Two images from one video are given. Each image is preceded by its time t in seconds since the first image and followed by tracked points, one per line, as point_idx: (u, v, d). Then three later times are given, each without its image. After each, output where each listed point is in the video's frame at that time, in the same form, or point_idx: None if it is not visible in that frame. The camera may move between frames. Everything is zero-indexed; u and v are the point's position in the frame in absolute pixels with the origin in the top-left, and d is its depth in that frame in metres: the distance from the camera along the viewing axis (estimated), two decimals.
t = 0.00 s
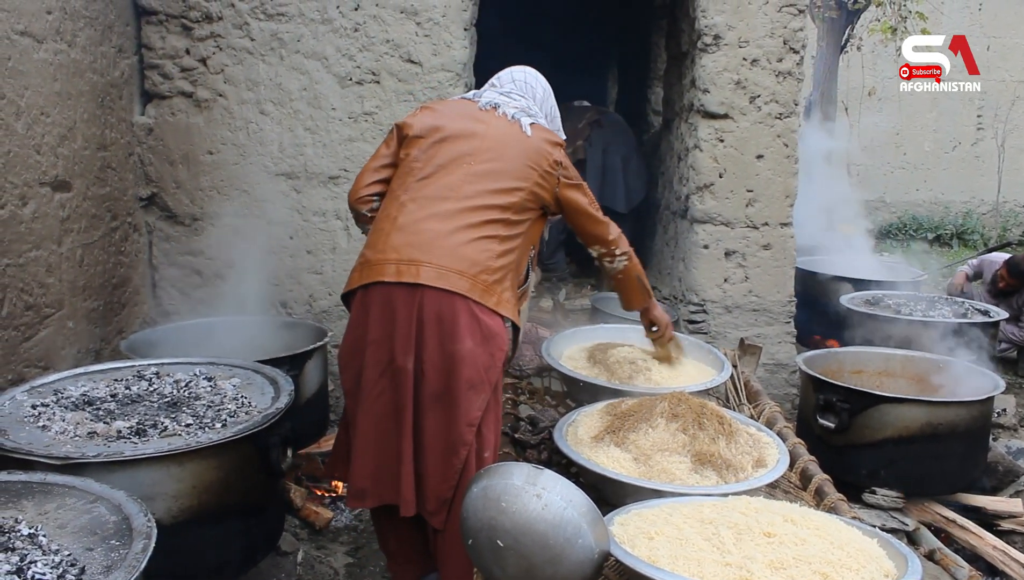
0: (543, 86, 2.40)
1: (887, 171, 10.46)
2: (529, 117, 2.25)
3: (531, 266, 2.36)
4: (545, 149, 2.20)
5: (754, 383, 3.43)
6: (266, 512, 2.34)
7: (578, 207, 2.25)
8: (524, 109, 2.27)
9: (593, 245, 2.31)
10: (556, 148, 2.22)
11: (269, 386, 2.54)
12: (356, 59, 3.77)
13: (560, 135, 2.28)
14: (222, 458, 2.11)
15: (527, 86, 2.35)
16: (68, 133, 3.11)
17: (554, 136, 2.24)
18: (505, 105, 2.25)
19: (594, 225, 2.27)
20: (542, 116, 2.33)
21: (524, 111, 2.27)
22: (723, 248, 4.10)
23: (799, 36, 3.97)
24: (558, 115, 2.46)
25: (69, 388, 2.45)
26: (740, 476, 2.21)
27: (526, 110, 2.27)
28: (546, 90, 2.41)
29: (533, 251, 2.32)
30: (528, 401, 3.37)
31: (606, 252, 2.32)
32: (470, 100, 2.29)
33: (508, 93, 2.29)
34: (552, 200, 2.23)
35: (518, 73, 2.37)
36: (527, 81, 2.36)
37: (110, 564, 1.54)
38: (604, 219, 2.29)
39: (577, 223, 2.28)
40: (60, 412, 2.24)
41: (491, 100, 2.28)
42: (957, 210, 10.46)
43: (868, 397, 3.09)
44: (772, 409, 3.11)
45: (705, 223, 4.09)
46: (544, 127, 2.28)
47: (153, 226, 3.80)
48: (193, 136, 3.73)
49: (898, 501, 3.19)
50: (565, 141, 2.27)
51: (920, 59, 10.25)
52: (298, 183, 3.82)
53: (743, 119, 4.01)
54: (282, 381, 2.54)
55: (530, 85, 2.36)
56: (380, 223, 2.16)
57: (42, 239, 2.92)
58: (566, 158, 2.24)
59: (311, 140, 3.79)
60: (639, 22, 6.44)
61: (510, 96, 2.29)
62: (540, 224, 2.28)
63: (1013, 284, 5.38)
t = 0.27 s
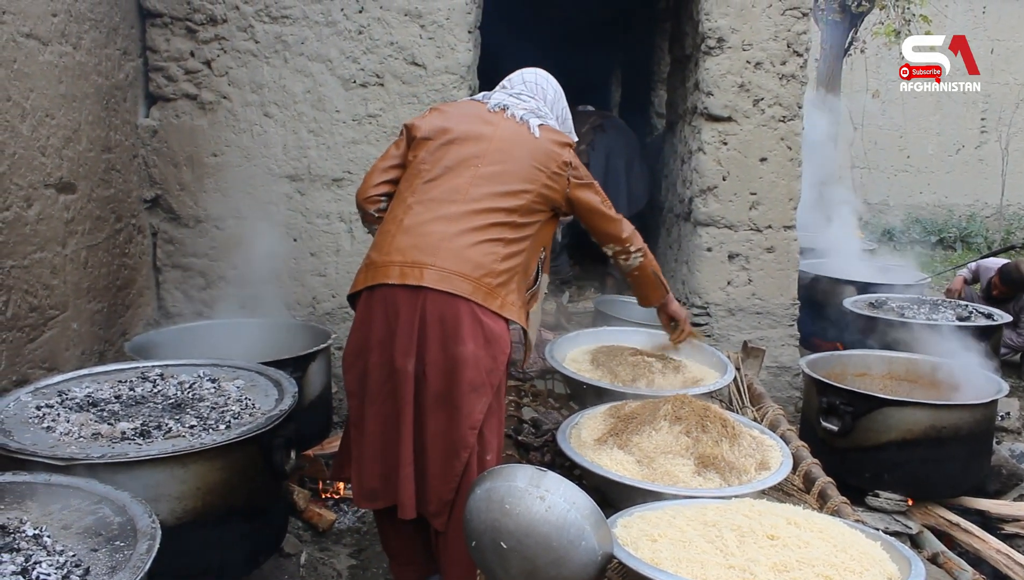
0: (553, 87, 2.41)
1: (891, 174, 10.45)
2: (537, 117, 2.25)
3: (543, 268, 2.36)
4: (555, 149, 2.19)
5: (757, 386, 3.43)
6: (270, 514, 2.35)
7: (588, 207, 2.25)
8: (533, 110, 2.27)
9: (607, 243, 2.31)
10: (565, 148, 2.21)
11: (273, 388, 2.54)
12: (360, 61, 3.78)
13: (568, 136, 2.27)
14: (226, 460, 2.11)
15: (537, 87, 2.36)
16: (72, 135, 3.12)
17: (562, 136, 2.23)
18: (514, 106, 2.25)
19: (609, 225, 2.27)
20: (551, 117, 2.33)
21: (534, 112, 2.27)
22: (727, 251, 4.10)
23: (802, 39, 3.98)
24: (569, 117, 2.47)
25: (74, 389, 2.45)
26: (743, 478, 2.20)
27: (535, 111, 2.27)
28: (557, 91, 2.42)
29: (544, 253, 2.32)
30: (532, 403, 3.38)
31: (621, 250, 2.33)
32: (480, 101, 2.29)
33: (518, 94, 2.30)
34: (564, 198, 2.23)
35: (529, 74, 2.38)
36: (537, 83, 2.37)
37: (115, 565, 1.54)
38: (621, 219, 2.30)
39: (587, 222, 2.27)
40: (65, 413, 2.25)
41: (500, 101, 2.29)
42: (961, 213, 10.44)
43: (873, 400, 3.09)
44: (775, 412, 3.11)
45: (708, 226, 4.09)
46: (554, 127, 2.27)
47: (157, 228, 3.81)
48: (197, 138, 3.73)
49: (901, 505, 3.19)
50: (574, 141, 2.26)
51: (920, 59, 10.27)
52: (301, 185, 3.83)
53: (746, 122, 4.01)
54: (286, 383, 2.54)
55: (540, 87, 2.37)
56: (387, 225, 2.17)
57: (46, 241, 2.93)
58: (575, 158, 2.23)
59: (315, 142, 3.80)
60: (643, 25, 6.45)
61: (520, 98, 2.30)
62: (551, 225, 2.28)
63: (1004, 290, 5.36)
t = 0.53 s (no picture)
0: (561, 85, 2.39)
1: (892, 176, 10.45)
2: (542, 117, 2.24)
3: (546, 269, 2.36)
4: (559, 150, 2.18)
5: (759, 388, 3.43)
6: (272, 516, 2.35)
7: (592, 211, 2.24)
8: (538, 109, 2.27)
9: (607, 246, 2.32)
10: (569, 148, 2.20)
11: (275, 391, 2.54)
12: (362, 64, 3.78)
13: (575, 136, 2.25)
14: (229, 462, 2.11)
15: (543, 85, 2.34)
16: (75, 137, 3.13)
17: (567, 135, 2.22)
18: (519, 107, 2.23)
19: (610, 228, 2.27)
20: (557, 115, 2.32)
21: (539, 112, 2.26)
22: (728, 253, 4.10)
23: (804, 42, 3.99)
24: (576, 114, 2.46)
25: (76, 391, 2.46)
26: (745, 480, 2.20)
27: (540, 111, 2.26)
28: (565, 89, 2.40)
29: (547, 254, 2.32)
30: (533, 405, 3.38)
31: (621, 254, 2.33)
32: (485, 101, 2.28)
33: (525, 93, 2.29)
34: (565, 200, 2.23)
35: (537, 71, 2.36)
36: (544, 80, 2.35)
37: (118, 567, 1.54)
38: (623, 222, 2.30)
39: (591, 224, 2.27)
40: (68, 415, 2.25)
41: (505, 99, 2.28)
42: (963, 215, 10.44)
43: (874, 402, 3.09)
44: (777, 415, 3.11)
45: (710, 228, 4.09)
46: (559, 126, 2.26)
47: (159, 230, 3.82)
48: (199, 140, 3.74)
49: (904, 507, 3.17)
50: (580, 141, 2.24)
51: (920, 59, 10.25)
52: (304, 187, 3.83)
53: (748, 124, 4.01)
54: (288, 385, 2.54)
55: (547, 85, 2.35)
56: (390, 228, 2.18)
57: (49, 243, 2.94)
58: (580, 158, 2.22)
59: (317, 145, 3.81)
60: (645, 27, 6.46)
61: (525, 96, 2.29)
62: (553, 226, 2.28)
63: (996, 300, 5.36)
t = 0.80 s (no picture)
0: (556, 64, 2.38)
1: (891, 176, 10.46)
2: (530, 103, 2.22)
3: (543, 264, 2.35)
4: (550, 142, 2.14)
5: (758, 388, 3.43)
6: (271, 516, 2.35)
7: (586, 205, 2.22)
8: (526, 94, 2.25)
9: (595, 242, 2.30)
10: (560, 139, 2.16)
11: (274, 390, 2.54)
12: (361, 64, 3.78)
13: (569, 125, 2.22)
14: (228, 461, 2.11)
15: (535, 65, 2.34)
16: (74, 137, 3.13)
17: (560, 126, 2.18)
18: (506, 95, 2.22)
19: (600, 223, 2.24)
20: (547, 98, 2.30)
21: (528, 96, 2.25)
22: (727, 253, 4.11)
23: (803, 42, 3.99)
24: (573, 92, 2.44)
25: (75, 391, 2.46)
26: (744, 480, 2.21)
27: (529, 97, 2.24)
28: (560, 68, 2.39)
29: (544, 249, 2.31)
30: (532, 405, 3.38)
31: (610, 253, 2.30)
32: (475, 91, 2.27)
33: (514, 77, 2.29)
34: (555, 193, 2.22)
35: (530, 50, 2.36)
36: (537, 61, 2.35)
37: (117, 567, 1.54)
38: (616, 218, 2.27)
39: (586, 220, 2.25)
40: (66, 415, 2.25)
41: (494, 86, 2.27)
42: (961, 215, 10.45)
43: (873, 402, 3.09)
44: (776, 414, 3.11)
45: (709, 228, 4.09)
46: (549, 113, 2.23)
47: (158, 230, 3.81)
48: (198, 140, 3.74)
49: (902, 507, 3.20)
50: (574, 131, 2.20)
51: (920, 60, 10.22)
52: (302, 187, 3.83)
53: (746, 124, 4.02)
54: (287, 385, 2.55)
55: (539, 67, 2.35)
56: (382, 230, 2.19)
57: (48, 243, 2.94)
58: (573, 148, 2.17)
59: (316, 144, 3.81)
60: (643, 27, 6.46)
61: (514, 81, 2.29)
62: (547, 220, 2.26)
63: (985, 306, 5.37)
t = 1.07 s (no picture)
0: (543, 34, 2.23)
1: (888, 177, 10.48)
2: (496, 86, 2.10)
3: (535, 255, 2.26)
4: (512, 130, 2.02)
5: (755, 389, 3.44)
6: (270, 516, 2.35)
7: (537, 198, 2.02)
8: (494, 75, 2.12)
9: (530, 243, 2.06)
10: (523, 125, 2.02)
11: (272, 391, 2.55)
12: (359, 64, 3.79)
13: (535, 107, 2.06)
14: (226, 462, 2.11)
15: (517, 38, 2.22)
16: (72, 137, 3.13)
17: (523, 112, 2.04)
18: (471, 81, 2.12)
19: (538, 219, 2.02)
20: (524, 72, 2.16)
21: (495, 76, 2.13)
22: (725, 254, 4.11)
23: (801, 44, 4.00)
24: (570, 59, 2.28)
25: (73, 391, 2.46)
26: (742, 481, 2.21)
27: (495, 79, 2.11)
28: (548, 35, 2.24)
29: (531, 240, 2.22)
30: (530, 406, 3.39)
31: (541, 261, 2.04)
32: (446, 79, 2.19)
33: (489, 53, 2.19)
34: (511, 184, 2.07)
35: (515, 21, 2.24)
36: (520, 33, 2.23)
37: (115, 567, 1.54)
38: (558, 220, 2.02)
39: (532, 215, 2.03)
40: (64, 415, 2.25)
41: (463, 71, 2.18)
42: (958, 217, 10.46)
43: (870, 403, 3.10)
44: (773, 415, 3.12)
45: (706, 229, 4.10)
46: (515, 94, 2.08)
47: (156, 230, 3.81)
48: (196, 140, 3.74)
49: (899, 508, 3.18)
50: (539, 114, 2.04)
51: (921, 60, 10.23)
52: (301, 188, 3.83)
53: (745, 125, 4.02)
54: (285, 385, 2.55)
55: (522, 40, 2.22)
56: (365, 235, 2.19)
57: (46, 243, 2.94)
58: (535, 133, 2.02)
59: (315, 145, 3.81)
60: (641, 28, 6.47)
61: (489, 58, 2.18)
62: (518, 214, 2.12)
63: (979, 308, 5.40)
